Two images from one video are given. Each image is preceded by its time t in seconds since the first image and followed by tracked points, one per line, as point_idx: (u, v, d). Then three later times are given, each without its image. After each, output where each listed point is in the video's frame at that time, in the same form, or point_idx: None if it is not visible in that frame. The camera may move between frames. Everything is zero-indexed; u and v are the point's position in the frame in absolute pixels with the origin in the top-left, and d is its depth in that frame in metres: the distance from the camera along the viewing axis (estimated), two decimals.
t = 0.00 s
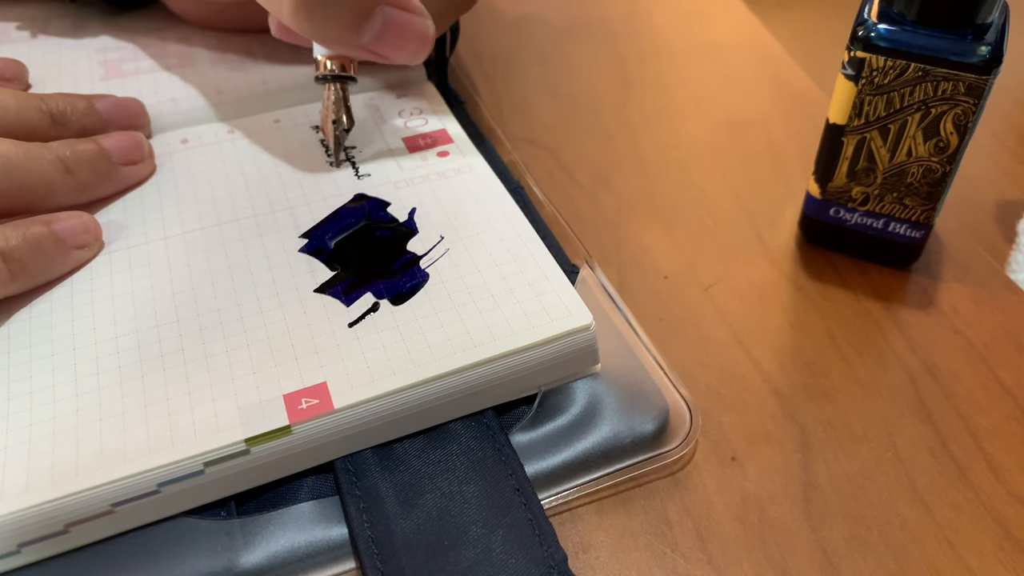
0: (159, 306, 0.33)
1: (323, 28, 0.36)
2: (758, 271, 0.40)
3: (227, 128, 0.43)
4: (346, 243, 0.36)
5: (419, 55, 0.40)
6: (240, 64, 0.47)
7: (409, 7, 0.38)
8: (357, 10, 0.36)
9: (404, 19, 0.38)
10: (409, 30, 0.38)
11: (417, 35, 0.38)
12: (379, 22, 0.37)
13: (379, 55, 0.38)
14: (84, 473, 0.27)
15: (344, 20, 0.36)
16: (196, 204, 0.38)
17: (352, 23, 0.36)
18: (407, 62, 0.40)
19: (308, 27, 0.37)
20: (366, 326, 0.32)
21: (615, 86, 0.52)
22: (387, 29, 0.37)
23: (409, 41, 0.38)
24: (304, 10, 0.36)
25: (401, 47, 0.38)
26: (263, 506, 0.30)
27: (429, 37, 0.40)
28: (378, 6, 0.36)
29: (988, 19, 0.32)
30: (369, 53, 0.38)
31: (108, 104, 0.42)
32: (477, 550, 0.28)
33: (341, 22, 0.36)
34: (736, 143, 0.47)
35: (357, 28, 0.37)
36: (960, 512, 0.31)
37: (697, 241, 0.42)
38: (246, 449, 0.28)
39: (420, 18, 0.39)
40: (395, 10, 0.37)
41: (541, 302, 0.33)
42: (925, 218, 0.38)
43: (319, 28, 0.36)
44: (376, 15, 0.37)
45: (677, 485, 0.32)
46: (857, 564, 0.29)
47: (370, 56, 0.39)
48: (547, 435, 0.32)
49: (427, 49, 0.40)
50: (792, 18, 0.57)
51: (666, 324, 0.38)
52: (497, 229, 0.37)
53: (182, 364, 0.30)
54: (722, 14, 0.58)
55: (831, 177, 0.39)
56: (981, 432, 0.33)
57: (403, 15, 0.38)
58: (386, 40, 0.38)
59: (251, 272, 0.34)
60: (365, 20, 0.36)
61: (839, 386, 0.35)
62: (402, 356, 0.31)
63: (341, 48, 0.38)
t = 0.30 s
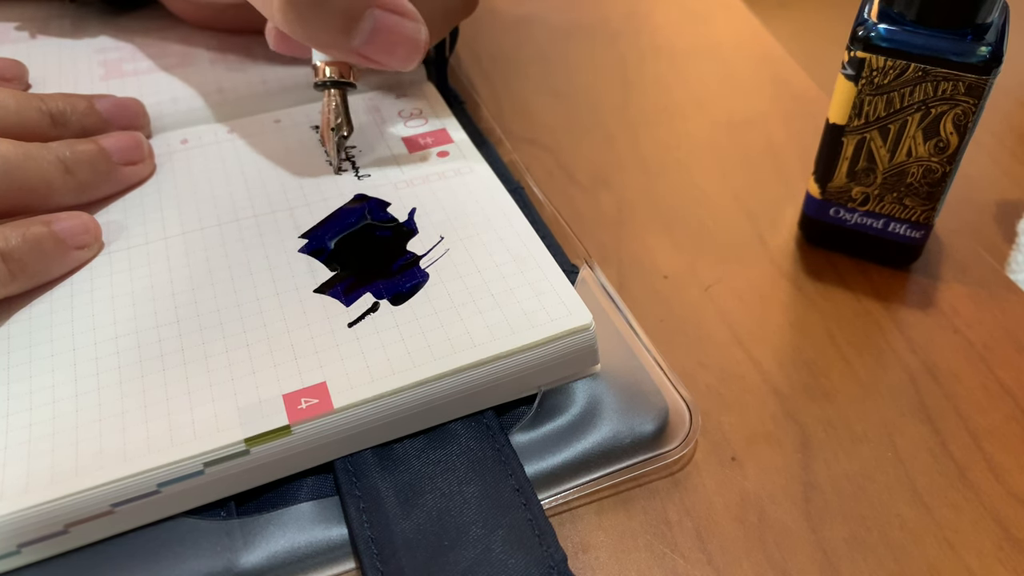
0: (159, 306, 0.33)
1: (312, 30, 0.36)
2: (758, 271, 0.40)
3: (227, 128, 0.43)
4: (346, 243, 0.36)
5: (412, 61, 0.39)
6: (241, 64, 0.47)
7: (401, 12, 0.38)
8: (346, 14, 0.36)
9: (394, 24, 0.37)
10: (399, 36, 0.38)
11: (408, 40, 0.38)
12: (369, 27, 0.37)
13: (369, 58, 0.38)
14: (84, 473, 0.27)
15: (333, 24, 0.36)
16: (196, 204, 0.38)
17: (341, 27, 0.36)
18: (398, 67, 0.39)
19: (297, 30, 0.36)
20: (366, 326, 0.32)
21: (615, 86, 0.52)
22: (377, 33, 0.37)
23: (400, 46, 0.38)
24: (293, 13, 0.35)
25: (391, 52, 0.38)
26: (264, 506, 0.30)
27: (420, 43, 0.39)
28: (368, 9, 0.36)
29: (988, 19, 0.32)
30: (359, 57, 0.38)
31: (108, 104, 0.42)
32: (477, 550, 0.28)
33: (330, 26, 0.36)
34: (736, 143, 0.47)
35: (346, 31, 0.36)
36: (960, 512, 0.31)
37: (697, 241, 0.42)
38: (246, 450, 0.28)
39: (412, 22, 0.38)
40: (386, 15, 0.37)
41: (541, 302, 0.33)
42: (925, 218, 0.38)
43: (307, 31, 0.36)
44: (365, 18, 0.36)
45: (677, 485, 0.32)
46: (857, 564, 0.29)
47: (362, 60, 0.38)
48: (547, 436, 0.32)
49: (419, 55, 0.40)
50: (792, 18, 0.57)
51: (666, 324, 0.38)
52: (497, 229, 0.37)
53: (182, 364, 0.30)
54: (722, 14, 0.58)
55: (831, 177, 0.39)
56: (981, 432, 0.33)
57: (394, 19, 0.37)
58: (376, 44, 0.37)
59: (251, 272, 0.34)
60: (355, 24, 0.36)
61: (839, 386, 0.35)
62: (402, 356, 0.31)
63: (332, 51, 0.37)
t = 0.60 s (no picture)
0: (159, 306, 0.33)
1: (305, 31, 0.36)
2: (758, 271, 0.40)
3: (226, 128, 0.43)
4: (346, 243, 0.36)
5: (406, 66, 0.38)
6: (241, 64, 0.47)
7: (396, 14, 0.36)
8: (337, 14, 0.35)
9: (386, 27, 0.36)
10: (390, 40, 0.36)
11: (399, 46, 0.37)
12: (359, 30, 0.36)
13: (361, 60, 0.38)
14: (84, 473, 0.27)
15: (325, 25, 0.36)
16: (196, 204, 0.38)
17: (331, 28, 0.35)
18: (391, 72, 0.38)
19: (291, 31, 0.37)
20: (366, 326, 0.32)
21: (615, 86, 0.52)
22: (368, 36, 0.36)
23: (390, 50, 0.37)
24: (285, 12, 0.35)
25: (382, 56, 0.37)
26: (264, 506, 0.30)
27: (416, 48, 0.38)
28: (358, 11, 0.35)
29: (988, 19, 0.32)
30: (351, 58, 0.37)
31: (108, 104, 0.42)
32: (477, 550, 0.28)
33: (321, 25, 0.36)
34: (736, 143, 0.47)
35: (338, 32, 0.36)
36: (960, 512, 0.31)
37: (697, 241, 0.42)
38: (246, 450, 0.28)
39: (406, 25, 0.37)
40: (377, 18, 0.36)
41: (541, 302, 0.33)
42: (925, 218, 0.38)
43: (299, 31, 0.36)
44: (356, 19, 0.36)
45: (677, 485, 0.32)
46: (857, 564, 0.29)
47: (356, 62, 0.38)
48: (547, 436, 0.32)
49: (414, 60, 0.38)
50: (792, 18, 0.57)
51: (666, 324, 0.38)
52: (497, 229, 0.37)
53: (182, 364, 0.30)
54: (722, 14, 0.58)
55: (831, 177, 0.39)
56: (981, 432, 0.33)
57: (385, 23, 0.36)
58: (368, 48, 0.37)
59: (251, 272, 0.34)
60: (346, 25, 0.36)
61: (839, 386, 0.35)
62: (402, 356, 0.31)
63: (326, 51, 0.37)
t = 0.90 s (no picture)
0: (159, 306, 0.33)
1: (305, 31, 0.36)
2: (758, 271, 0.40)
3: (226, 128, 0.43)
4: (346, 244, 0.36)
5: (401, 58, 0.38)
6: (241, 64, 0.47)
7: (389, 8, 0.36)
8: (331, 8, 0.35)
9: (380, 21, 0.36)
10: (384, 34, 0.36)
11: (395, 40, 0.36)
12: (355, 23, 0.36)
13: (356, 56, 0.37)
14: (84, 473, 0.27)
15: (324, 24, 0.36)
16: (196, 205, 0.38)
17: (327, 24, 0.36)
18: (387, 68, 0.38)
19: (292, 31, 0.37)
20: (366, 326, 0.32)
21: (615, 86, 0.52)
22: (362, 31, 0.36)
23: (385, 45, 0.36)
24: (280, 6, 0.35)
25: (377, 50, 0.37)
26: (264, 506, 0.30)
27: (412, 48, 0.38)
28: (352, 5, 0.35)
29: (988, 19, 0.32)
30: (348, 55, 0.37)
31: (108, 104, 0.42)
32: (477, 550, 0.28)
33: (316, 19, 0.35)
34: (736, 143, 0.47)
35: (333, 27, 0.36)
36: (960, 512, 0.31)
37: (697, 241, 0.42)
38: (246, 450, 0.28)
39: (400, 19, 0.36)
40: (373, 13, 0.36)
41: (541, 302, 0.33)
42: (925, 218, 0.38)
43: (295, 28, 0.36)
44: (351, 13, 0.35)
45: (677, 485, 0.32)
46: (857, 564, 0.29)
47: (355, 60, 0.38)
48: (547, 436, 0.32)
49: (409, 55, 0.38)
50: (792, 18, 0.57)
51: (666, 324, 0.38)
52: (497, 229, 0.37)
53: (182, 364, 0.31)
54: (722, 14, 0.58)
55: (831, 177, 0.39)
56: (981, 432, 0.33)
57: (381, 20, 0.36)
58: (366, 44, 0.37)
59: (251, 272, 0.34)
60: (340, 19, 0.35)
61: (839, 386, 0.35)
62: (402, 356, 0.31)
63: (322, 49, 0.37)
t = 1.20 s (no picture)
0: (159, 306, 0.33)
1: None
2: (758, 271, 0.40)
3: (226, 128, 0.43)
4: (346, 244, 0.36)
5: (393, 20, 0.45)
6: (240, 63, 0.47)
7: None
8: None
9: None
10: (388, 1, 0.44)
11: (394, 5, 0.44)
12: None
13: (353, 14, 0.43)
14: (84, 473, 0.27)
15: None
16: (196, 204, 0.38)
17: None
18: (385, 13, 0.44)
19: None
20: (366, 326, 0.32)
21: (614, 86, 0.52)
22: None
23: None
24: None
25: (377, 13, 0.44)
26: (263, 506, 0.30)
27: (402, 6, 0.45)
28: None
29: (988, 19, 0.32)
30: (346, 14, 0.43)
31: (108, 104, 0.41)
32: (477, 550, 0.28)
33: None
34: (736, 143, 0.47)
35: None
36: (960, 512, 0.31)
37: (697, 241, 0.42)
38: (246, 450, 0.28)
39: None
40: None
41: (541, 302, 0.33)
42: (925, 218, 0.38)
43: None
44: None
45: (677, 485, 0.32)
46: (857, 564, 0.29)
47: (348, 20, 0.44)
48: (546, 435, 0.32)
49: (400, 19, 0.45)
50: (792, 18, 0.57)
51: (666, 324, 0.38)
52: (497, 229, 0.37)
53: (182, 364, 0.30)
54: (722, 14, 0.58)
55: (831, 177, 0.39)
56: (981, 432, 0.33)
57: None
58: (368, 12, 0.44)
59: (251, 272, 0.34)
60: None
61: (839, 386, 0.35)
62: (402, 356, 0.31)
63: None
